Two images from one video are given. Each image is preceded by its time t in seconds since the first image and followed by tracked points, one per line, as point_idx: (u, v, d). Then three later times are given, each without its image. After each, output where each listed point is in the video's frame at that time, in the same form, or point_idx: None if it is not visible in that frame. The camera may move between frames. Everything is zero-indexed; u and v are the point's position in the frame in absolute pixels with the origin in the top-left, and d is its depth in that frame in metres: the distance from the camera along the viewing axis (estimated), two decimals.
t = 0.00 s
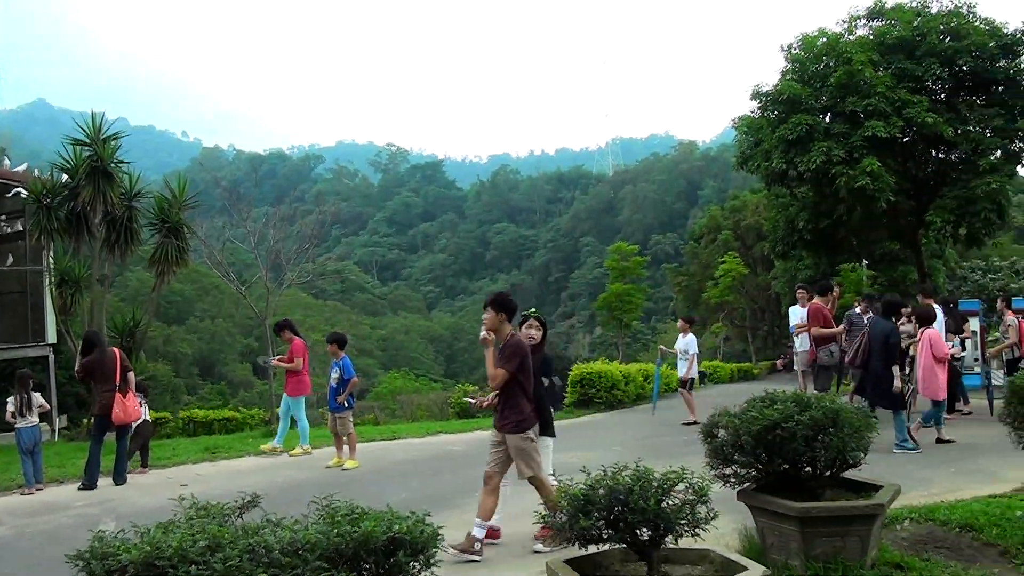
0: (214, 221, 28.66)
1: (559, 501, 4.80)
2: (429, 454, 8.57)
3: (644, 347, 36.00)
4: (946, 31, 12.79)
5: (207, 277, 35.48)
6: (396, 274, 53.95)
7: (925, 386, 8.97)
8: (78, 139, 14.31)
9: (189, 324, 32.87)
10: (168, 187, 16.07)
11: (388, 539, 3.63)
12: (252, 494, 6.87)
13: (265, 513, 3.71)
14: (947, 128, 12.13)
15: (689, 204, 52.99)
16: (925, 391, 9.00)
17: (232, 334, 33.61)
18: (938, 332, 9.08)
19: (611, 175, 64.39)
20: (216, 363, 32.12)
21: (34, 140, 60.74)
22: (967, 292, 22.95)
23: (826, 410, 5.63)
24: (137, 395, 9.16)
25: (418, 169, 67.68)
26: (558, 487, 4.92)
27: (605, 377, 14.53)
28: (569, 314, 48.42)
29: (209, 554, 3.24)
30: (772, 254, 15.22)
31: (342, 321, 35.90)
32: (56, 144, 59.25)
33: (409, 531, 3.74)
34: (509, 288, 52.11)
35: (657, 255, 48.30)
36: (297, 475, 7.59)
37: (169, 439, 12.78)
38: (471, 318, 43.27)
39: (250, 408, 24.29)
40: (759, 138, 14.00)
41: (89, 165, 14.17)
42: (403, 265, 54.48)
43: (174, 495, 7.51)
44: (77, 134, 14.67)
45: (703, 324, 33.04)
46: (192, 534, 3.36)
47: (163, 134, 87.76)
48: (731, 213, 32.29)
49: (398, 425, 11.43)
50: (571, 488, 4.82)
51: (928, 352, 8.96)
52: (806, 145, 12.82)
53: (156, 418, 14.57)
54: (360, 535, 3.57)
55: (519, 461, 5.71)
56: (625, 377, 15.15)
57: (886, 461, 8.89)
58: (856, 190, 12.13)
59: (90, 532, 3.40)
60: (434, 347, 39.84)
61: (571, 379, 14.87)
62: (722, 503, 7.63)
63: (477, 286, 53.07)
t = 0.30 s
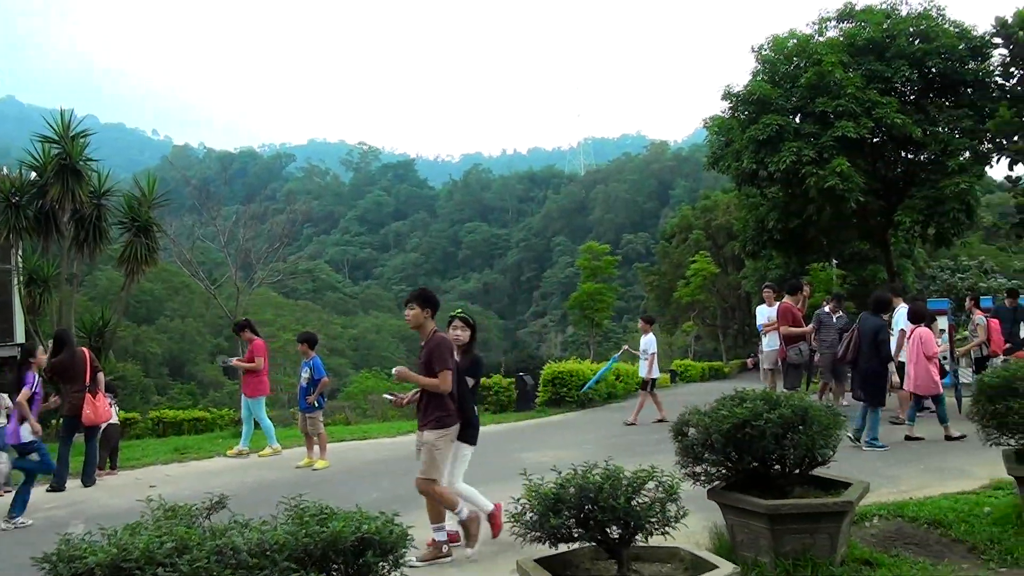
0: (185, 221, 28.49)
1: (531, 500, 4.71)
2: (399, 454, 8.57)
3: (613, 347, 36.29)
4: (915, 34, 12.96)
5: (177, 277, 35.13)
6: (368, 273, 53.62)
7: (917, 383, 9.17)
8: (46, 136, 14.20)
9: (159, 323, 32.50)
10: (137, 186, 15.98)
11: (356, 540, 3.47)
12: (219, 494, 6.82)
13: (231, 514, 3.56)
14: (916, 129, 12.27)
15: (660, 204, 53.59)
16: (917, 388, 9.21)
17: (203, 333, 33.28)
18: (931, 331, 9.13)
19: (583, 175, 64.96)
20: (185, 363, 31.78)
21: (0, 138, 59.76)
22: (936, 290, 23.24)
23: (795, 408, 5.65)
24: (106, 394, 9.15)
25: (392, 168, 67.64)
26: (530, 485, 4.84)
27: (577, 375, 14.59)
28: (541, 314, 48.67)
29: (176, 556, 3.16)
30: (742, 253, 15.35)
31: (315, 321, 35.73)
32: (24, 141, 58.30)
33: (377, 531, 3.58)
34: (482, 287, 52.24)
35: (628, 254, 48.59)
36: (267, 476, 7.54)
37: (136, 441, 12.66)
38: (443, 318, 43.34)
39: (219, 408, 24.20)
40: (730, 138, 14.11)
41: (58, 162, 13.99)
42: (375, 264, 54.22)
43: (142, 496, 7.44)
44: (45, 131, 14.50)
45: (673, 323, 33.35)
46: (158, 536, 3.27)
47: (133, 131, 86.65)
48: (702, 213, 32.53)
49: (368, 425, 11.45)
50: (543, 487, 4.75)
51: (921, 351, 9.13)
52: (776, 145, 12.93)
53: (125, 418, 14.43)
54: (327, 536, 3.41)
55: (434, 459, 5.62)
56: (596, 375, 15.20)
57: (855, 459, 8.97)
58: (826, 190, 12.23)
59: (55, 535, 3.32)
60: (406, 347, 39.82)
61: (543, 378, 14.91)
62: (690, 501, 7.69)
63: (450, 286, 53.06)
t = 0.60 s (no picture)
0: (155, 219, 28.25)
1: (501, 498, 4.68)
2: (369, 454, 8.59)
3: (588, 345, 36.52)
4: (885, 35, 13.09)
5: (147, 275, 34.73)
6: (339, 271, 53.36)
7: (911, 377, 9.35)
8: (15, 133, 14.05)
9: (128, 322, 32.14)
10: (106, 183, 15.79)
11: (325, 540, 3.37)
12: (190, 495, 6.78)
13: (199, 515, 3.48)
14: (885, 129, 12.42)
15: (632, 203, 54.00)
16: (912, 382, 9.39)
17: (173, 331, 32.96)
18: (925, 326, 9.34)
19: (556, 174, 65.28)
20: (155, 362, 31.47)
21: None
22: (905, 289, 23.55)
23: (763, 405, 5.70)
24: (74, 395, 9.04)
25: (364, 166, 67.50)
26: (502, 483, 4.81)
27: (549, 374, 14.64)
28: (513, 312, 48.84)
29: (141, 557, 3.07)
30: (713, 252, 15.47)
31: (286, 319, 35.51)
32: None
33: (347, 531, 3.47)
34: (455, 285, 52.30)
35: (600, 254, 48.85)
36: (238, 476, 7.50)
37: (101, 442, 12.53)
38: (415, 317, 43.33)
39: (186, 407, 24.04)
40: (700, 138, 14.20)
41: (26, 158, 13.81)
42: (346, 262, 53.96)
43: (111, 498, 7.35)
44: (14, 127, 14.33)
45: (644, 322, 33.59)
46: (124, 536, 3.19)
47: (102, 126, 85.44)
48: (673, 212, 32.73)
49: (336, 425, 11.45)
50: (514, 485, 4.72)
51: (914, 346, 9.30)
52: (747, 145, 13.01)
53: (93, 419, 14.27)
54: (293, 536, 3.31)
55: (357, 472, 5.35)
56: (568, 374, 15.24)
57: (825, 455, 9.06)
58: (796, 190, 12.36)
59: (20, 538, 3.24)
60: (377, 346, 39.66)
61: (515, 376, 14.95)
62: (659, 498, 7.78)
63: (420, 284, 52.93)
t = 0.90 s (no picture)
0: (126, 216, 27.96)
1: (474, 496, 4.65)
2: (341, 454, 8.58)
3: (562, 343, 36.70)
4: (857, 36, 13.22)
5: (119, 273, 34.35)
6: (312, 269, 53.14)
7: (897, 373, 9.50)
8: None
9: (100, 320, 31.78)
10: (77, 179, 15.58)
11: (295, 540, 3.32)
12: (160, 496, 6.72)
13: (169, 515, 3.40)
14: (857, 129, 12.56)
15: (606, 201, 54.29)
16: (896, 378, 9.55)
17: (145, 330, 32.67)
18: (910, 323, 9.47)
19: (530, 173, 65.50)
20: (127, 361, 31.16)
21: None
22: (876, 287, 23.83)
23: (735, 402, 5.72)
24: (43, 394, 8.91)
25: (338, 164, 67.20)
26: (474, 481, 4.78)
27: (523, 372, 14.69)
28: (488, 310, 48.95)
29: (111, 558, 2.99)
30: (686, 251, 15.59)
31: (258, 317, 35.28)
32: None
33: (317, 532, 3.43)
34: (429, 283, 52.30)
35: (573, 252, 49.07)
36: (209, 477, 7.44)
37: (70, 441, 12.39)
38: (389, 315, 43.28)
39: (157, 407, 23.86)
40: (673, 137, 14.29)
41: None
42: (320, 260, 53.76)
43: (80, 500, 7.26)
44: None
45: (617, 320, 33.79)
46: (93, 536, 3.10)
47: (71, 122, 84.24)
48: (647, 211, 32.92)
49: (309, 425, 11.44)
50: (487, 483, 4.70)
51: (900, 343, 9.43)
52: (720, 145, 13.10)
53: (64, 419, 14.12)
54: (264, 536, 3.26)
55: (283, 477, 4.99)
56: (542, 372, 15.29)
57: (798, 453, 9.15)
58: (768, 190, 12.47)
59: None
60: (352, 344, 39.55)
61: (490, 374, 14.98)
62: (632, 495, 7.84)
63: (394, 282, 52.80)
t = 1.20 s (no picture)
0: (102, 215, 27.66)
1: (453, 495, 4.64)
2: (320, 454, 8.57)
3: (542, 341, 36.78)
4: (834, 35, 13.33)
5: (96, 272, 34.01)
6: (291, 267, 52.88)
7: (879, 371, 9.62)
8: None
9: (77, 320, 31.45)
10: (53, 177, 15.39)
11: (273, 540, 3.31)
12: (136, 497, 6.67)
13: (147, 515, 3.36)
14: (835, 128, 12.67)
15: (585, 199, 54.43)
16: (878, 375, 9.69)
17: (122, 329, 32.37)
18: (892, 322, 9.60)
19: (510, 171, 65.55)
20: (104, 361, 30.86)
21: None
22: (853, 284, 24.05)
23: (714, 400, 5.73)
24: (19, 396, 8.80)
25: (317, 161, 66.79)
26: (453, 480, 4.77)
27: (503, 370, 14.71)
28: (467, 308, 48.95)
29: (88, 560, 2.93)
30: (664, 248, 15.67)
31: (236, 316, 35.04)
32: None
33: (295, 531, 3.41)
34: (408, 281, 52.19)
35: (553, 250, 49.18)
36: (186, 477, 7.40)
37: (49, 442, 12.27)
38: (368, 313, 43.18)
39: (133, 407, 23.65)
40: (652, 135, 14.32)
41: None
42: (298, 259, 53.50)
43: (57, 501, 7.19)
44: None
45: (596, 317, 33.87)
46: (69, 538, 3.04)
47: (45, 118, 83.20)
48: (625, 209, 33.02)
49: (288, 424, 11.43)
50: (465, 481, 4.69)
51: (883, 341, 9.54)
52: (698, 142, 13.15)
53: (40, 419, 13.96)
54: (241, 536, 3.24)
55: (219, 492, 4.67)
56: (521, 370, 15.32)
57: (776, 449, 9.21)
58: (746, 187, 12.55)
59: None
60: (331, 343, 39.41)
61: (469, 372, 14.98)
62: (610, 492, 7.89)
63: (374, 280, 52.67)
